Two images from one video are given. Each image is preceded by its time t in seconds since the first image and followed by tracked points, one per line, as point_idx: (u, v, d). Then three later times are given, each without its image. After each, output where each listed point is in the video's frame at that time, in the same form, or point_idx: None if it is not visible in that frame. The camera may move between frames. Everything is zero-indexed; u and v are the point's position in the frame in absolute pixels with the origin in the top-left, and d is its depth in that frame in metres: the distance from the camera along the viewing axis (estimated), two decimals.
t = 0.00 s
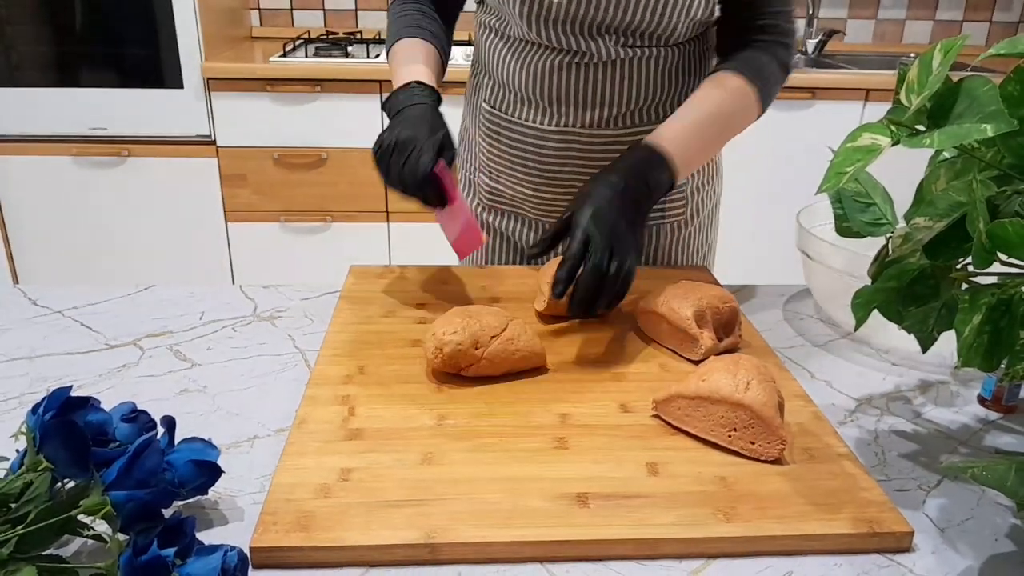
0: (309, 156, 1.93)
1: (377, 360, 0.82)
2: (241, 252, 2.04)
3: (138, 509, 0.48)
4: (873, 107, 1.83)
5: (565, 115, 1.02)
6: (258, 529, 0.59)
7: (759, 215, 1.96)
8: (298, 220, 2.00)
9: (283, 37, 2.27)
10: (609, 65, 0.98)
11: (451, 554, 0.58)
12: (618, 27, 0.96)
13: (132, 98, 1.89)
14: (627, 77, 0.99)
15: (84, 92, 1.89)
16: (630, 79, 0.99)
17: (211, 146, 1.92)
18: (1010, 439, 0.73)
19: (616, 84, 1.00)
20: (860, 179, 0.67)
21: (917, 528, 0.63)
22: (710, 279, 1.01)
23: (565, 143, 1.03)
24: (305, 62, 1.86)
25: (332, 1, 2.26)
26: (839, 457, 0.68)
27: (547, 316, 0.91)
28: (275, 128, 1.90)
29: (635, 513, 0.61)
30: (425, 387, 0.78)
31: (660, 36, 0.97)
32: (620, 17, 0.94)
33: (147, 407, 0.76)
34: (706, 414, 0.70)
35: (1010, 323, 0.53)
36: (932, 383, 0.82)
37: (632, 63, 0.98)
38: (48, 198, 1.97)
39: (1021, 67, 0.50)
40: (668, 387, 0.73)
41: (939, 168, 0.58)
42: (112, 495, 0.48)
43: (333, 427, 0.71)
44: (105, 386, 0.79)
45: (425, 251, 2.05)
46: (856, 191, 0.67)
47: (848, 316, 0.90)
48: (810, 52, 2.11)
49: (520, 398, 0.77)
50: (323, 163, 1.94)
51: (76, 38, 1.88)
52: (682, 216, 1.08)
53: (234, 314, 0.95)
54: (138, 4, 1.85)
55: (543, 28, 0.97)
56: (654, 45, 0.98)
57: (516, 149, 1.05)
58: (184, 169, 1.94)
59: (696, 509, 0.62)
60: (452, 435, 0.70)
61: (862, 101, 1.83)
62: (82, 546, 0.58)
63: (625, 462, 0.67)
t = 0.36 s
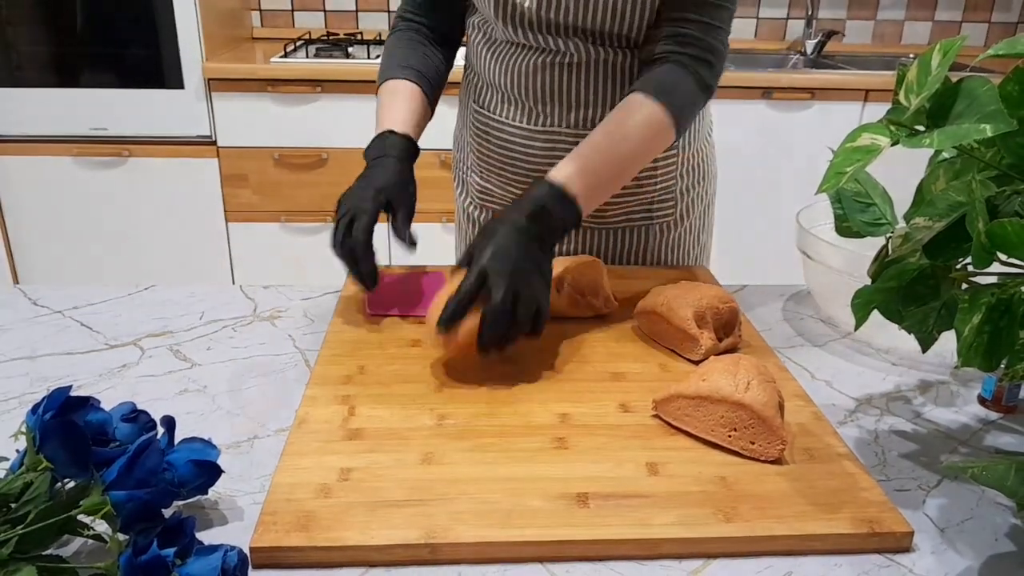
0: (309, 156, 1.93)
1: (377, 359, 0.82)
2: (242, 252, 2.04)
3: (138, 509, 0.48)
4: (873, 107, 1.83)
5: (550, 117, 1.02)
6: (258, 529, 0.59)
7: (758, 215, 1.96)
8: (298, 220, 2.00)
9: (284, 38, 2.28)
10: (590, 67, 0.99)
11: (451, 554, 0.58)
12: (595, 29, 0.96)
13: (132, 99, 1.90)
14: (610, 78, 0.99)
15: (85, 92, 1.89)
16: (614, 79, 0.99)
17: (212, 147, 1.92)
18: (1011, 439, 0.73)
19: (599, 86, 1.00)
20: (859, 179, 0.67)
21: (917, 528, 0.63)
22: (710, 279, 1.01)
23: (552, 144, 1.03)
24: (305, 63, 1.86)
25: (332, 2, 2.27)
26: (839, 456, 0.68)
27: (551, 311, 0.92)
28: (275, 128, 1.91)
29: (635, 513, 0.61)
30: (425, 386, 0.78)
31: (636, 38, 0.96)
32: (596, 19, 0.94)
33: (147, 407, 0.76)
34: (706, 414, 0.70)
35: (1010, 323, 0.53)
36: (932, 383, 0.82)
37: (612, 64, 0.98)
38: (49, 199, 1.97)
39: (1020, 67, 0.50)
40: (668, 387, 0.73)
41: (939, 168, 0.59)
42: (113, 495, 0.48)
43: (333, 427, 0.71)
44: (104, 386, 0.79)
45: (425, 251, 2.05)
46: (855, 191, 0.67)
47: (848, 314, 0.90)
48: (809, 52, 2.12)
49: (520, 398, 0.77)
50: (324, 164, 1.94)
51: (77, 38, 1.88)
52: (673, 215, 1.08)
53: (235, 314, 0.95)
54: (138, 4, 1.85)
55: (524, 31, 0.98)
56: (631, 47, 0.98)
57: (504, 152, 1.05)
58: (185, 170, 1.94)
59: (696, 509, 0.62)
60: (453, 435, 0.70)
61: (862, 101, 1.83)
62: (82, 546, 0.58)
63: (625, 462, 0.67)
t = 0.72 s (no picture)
0: (308, 156, 1.93)
1: (377, 359, 0.82)
2: (242, 252, 2.04)
3: (138, 509, 0.48)
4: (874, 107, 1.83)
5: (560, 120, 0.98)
6: (258, 529, 0.59)
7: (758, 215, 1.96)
8: (298, 220, 2.00)
9: (284, 37, 2.28)
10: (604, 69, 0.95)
11: (451, 555, 0.58)
12: (611, 25, 0.94)
13: (132, 99, 1.89)
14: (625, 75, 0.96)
15: (85, 92, 1.89)
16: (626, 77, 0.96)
17: (212, 147, 1.92)
18: (1011, 440, 0.73)
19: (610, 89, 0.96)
20: (860, 179, 0.67)
21: (917, 528, 0.63)
22: (710, 279, 1.01)
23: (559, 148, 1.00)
24: (305, 62, 1.86)
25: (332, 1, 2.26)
26: (839, 456, 0.68)
27: (550, 312, 0.92)
28: (275, 128, 1.90)
29: (635, 513, 0.61)
30: (425, 386, 0.78)
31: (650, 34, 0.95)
32: (613, 15, 0.93)
33: (148, 407, 0.76)
34: (707, 414, 0.70)
35: (1010, 323, 0.53)
36: (932, 383, 0.82)
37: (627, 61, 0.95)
38: (49, 198, 1.97)
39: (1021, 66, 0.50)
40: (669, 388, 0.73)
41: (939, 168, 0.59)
42: (113, 494, 0.48)
43: (333, 427, 0.71)
44: (105, 386, 0.79)
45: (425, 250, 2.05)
46: (855, 191, 0.67)
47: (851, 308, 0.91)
48: (809, 52, 2.11)
49: (520, 397, 0.77)
50: (324, 163, 1.94)
51: (77, 38, 1.87)
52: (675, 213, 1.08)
53: (235, 313, 0.95)
54: (138, 3, 1.84)
55: (538, 25, 0.95)
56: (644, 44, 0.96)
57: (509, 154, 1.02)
58: (185, 169, 1.94)
59: (696, 509, 0.62)
60: (453, 435, 0.70)
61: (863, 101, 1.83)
62: (83, 545, 0.58)
63: (625, 462, 0.67)
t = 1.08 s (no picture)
0: (309, 157, 1.93)
1: (378, 359, 0.82)
2: (243, 252, 2.04)
3: (140, 509, 0.48)
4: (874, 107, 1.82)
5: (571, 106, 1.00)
6: (259, 528, 0.59)
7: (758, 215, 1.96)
8: (299, 220, 2.01)
9: (284, 38, 2.28)
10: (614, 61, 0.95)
11: (451, 555, 0.59)
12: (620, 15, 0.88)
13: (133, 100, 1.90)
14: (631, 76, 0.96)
15: (86, 93, 1.89)
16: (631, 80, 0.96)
17: (212, 147, 1.93)
18: (1009, 439, 0.73)
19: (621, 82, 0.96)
20: (859, 180, 0.67)
21: (916, 527, 0.63)
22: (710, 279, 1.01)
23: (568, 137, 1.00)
24: (305, 63, 1.86)
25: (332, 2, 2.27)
26: (838, 456, 0.69)
27: (549, 313, 0.93)
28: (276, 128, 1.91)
29: (635, 512, 0.62)
30: (426, 386, 0.78)
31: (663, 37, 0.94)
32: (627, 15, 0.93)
33: (149, 407, 0.76)
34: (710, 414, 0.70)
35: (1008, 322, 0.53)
36: (930, 382, 0.82)
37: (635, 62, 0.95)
38: (50, 199, 1.97)
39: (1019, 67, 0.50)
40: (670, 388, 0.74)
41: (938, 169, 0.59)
42: (114, 494, 0.48)
43: (334, 426, 0.71)
44: (106, 386, 0.79)
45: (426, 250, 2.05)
46: (855, 191, 0.67)
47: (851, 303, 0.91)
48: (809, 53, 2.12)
49: (520, 397, 0.77)
50: (324, 164, 1.95)
51: (76, 36, 1.86)
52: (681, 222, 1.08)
53: (236, 313, 0.96)
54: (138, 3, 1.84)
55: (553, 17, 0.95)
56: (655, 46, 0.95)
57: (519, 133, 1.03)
58: (185, 169, 1.95)
59: (695, 508, 0.62)
60: (453, 434, 0.71)
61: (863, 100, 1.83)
62: (84, 544, 0.59)
63: (625, 461, 0.67)
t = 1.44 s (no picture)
0: (309, 156, 1.93)
1: (378, 359, 0.82)
2: (242, 251, 2.04)
3: (137, 510, 0.49)
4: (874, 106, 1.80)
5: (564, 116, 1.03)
6: (259, 529, 0.59)
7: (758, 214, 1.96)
8: (298, 220, 2.00)
9: (284, 37, 2.28)
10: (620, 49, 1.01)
11: (452, 557, 0.58)
12: None
13: (132, 99, 1.89)
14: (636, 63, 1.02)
15: (85, 92, 1.89)
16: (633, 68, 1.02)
17: (211, 146, 1.92)
18: (1011, 439, 0.73)
19: (612, 91, 1.01)
20: (860, 179, 0.67)
21: (917, 528, 0.63)
22: (711, 279, 1.01)
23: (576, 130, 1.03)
24: (305, 62, 1.85)
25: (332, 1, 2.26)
26: (839, 456, 0.68)
27: (549, 313, 0.92)
28: (276, 128, 1.90)
29: (635, 513, 0.61)
30: (425, 386, 0.78)
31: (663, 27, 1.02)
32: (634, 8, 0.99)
33: (148, 407, 0.76)
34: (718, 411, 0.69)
35: (1010, 322, 0.53)
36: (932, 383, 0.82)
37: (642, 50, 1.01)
38: (49, 199, 1.97)
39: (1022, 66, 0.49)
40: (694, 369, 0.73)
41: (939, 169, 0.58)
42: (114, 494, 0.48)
43: (333, 427, 0.71)
44: (105, 386, 0.79)
45: (425, 250, 2.05)
46: (855, 191, 0.67)
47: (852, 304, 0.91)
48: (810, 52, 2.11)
49: (520, 397, 0.77)
50: (324, 164, 1.94)
51: (75, 37, 1.86)
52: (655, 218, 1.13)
53: (235, 313, 0.95)
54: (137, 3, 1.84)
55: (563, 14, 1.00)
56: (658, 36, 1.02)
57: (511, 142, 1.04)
58: (185, 168, 1.94)
59: (696, 509, 0.62)
60: (452, 435, 0.70)
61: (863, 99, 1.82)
62: (84, 545, 0.58)
63: (625, 461, 0.67)
